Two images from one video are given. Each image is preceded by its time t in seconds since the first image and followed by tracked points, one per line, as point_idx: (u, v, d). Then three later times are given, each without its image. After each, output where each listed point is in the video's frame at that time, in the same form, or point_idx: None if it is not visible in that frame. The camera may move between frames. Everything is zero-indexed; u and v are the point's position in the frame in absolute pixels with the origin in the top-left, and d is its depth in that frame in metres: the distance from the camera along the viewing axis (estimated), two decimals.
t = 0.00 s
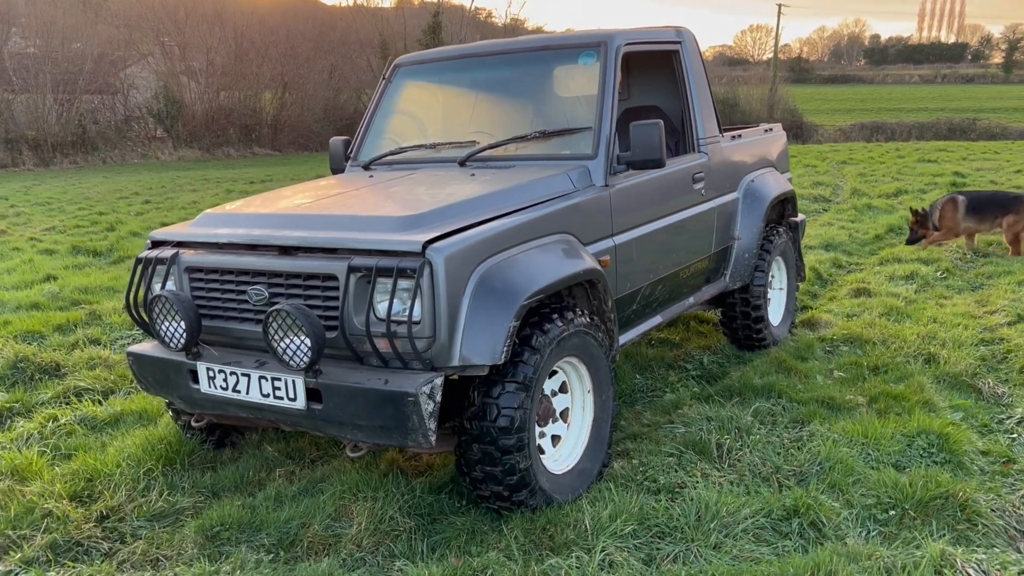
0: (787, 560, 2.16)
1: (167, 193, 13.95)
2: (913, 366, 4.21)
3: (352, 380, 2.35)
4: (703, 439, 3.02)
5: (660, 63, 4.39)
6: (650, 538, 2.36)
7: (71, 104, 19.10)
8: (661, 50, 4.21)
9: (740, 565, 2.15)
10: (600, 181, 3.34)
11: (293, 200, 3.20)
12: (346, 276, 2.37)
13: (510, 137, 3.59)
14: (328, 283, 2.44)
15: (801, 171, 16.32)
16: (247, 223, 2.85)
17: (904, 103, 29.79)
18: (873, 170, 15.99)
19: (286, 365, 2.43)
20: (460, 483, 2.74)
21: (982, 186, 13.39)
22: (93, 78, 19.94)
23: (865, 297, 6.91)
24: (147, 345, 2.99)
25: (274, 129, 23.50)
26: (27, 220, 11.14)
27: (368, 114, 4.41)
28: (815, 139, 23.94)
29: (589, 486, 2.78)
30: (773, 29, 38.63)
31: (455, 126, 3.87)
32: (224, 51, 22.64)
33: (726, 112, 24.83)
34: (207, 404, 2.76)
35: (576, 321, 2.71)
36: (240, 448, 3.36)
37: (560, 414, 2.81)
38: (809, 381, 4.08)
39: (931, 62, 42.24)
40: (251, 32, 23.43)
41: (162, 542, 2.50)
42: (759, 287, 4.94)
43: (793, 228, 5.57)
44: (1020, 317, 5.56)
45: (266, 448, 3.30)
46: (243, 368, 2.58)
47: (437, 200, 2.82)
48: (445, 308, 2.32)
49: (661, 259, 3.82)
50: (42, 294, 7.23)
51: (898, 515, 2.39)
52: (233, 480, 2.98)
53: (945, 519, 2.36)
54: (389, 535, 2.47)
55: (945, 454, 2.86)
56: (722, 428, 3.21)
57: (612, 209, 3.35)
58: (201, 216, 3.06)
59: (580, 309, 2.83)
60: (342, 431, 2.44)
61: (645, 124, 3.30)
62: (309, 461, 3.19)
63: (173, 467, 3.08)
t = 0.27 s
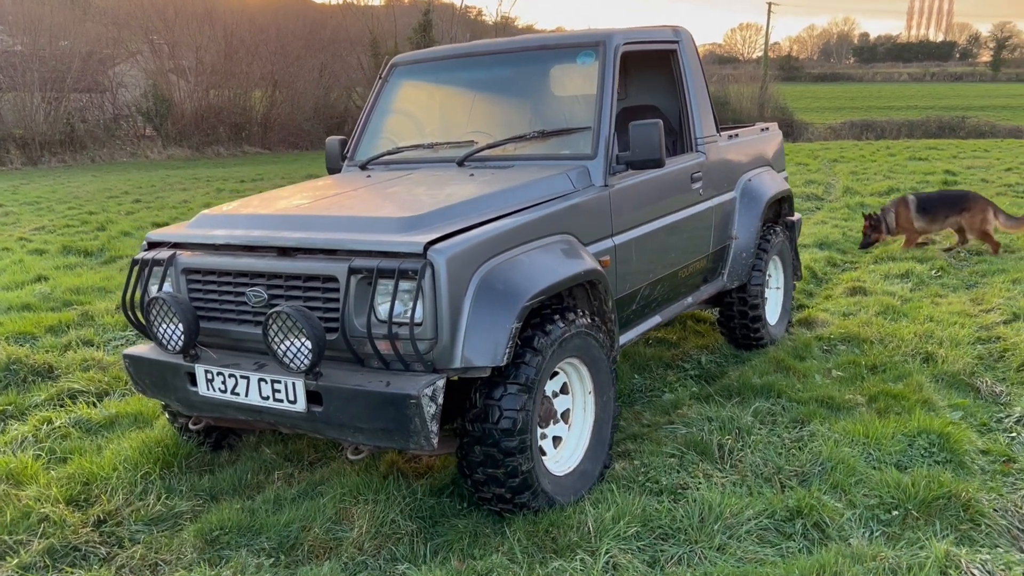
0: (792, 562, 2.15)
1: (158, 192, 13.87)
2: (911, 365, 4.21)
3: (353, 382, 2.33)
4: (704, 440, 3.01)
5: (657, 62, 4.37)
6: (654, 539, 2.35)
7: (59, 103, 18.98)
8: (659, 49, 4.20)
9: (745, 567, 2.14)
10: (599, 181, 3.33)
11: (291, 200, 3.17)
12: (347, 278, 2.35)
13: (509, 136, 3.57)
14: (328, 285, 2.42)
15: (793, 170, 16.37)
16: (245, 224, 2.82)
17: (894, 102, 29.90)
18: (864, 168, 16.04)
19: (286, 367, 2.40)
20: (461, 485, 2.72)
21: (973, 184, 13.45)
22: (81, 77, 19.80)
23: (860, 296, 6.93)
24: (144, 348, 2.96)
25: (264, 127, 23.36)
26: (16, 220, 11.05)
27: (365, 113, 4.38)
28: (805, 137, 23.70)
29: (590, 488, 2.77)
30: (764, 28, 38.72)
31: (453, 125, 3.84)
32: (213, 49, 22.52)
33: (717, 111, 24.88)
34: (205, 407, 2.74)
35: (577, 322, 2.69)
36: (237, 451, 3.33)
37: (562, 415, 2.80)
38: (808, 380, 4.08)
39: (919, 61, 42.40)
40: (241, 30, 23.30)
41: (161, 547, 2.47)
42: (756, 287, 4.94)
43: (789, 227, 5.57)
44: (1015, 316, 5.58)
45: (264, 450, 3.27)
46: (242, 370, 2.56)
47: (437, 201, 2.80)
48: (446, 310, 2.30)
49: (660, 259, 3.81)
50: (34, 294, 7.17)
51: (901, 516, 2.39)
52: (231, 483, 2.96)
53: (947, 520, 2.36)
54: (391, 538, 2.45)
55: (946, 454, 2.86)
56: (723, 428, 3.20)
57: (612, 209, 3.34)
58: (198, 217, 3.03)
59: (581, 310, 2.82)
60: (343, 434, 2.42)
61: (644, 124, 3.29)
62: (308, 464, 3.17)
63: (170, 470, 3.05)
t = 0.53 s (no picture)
0: (797, 561, 2.15)
1: (147, 191, 13.78)
2: (909, 363, 4.22)
3: (355, 383, 2.31)
4: (706, 439, 3.01)
5: (656, 60, 4.36)
6: (658, 539, 2.35)
7: (46, 101, 18.82)
8: (657, 48, 4.18)
9: (751, 567, 2.13)
10: (599, 180, 3.31)
11: (289, 199, 3.14)
12: (348, 278, 2.32)
13: (507, 135, 3.55)
14: (329, 284, 2.40)
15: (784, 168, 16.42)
16: (243, 223, 2.79)
17: (884, 100, 30.00)
18: (855, 166, 16.11)
19: (286, 368, 2.38)
20: (463, 486, 2.71)
21: (964, 182, 13.51)
22: (69, 75, 19.64)
23: (855, 293, 6.95)
24: (141, 349, 2.93)
25: (254, 126, 23.22)
26: (3, 219, 10.95)
27: (362, 112, 4.35)
28: (794, 135, 23.54)
29: (593, 487, 2.76)
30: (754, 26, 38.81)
31: (451, 123, 3.82)
32: (202, 47, 22.32)
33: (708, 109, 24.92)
34: (204, 408, 2.71)
35: (579, 321, 2.68)
36: (235, 452, 3.30)
37: (563, 415, 2.79)
38: (806, 379, 4.08)
39: (907, 59, 42.57)
40: (230, 28, 23.14)
41: (161, 550, 2.44)
42: (753, 285, 4.95)
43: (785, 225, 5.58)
44: (1009, 313, 5.61)
45: (263, 451, 3.25)
46: (242, 371, 2.53)
47: (438, 199, 2.78)
48: (449, 310, 2.28)
49: (659, 258, 3.81)
50: (25, 294, 7.10)
51: (904, 514, 2.39)
52: (230, 485, 2.93)
53: (950, 518, 2.36)
54: (394, 540, 2.43)
55: (946, 452, 2.86)
56: (724, 427, 3.20)
57: (612, 208, 3.33)
58: (195, 216, 3.00)
59: (583, 309, 2.81)
60: (345, 435, 2.40)
61: (644, 122, 3.26)
62: (307, 465, 3.15)
63: (169, 472, 3.02)
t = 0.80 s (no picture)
0: (807, 559, 2.14)
1: (135, 191, 13.67)
2: (908, 360, 4.23)
3: (360, 382, 2.29)
4: (710, 436, 3.00)
5: (655, 56, 4.34)
6: (665, 538, 2.33)
7: (32, 100, 18.65)
8: (656, 44, 4.17)
9: (760, 564, 2.12)
10: (600, 177, 3.30)
11: (288, 196, 3.11)
12: (352, 275, 2.30)
13: (508, 131, 3.52)
14: (332, 281, 2.36)
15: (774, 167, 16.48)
16: (243, 221, 2.76)
17: (872, 98, 30.13)
18: (845, 165, 16.18)
19: (290, 367, 2.35)
20: (467, 486, 2.68)
21: (953, 180, 13.60)
22: (55, 73, 19.39)
23: (850, 291, 6.97)
24: (139, 348, 2.89)
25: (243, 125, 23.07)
26: None
27: (360, 108, 4.31)
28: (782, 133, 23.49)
29: (597, 486, 2.75)
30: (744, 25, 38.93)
31: (450, 120, 3.79)
32: (189, 45, 22.04)
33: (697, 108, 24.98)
34: (204, 408, 2.68)
35: (584, 319, 2.66)
36: (235, 453, 3.27)
37: (568, 413, 2.77)
38: (806, 376, 4.08)
39: (893, 58, 42.81)
40: (218, 27, 22.92)
41: (162, 553, 2.41)
42: (752, 282, 4.95)
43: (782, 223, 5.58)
44: (1004, 311, 5.62)
45: (263, 452, 3.22)
46: (243, 371, 2.50)
47: (440, 196, 2.75)
48: (455, 307, 2.26)
49: (660, 255, 3.80)
50: (15, 294, 7.02)
51: (910, 511, 2.39)
52: (231, 486, 2.90)
53: (957, 514, 2.36)
54: (399, 541, 2.41)
55: (950, 448, 2.87)
56: (727, 425, 3.19)
57: (613, 205, 3.31)
58: (193, 214, 2.96)
59: (587, 306, 2.79)
60: (349, 434, 2.37)
61: (645, 119, 3.24)
62: (308, 465, 3.12)
63: (168, 474, 2.99)
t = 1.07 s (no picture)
0: (819, 556, 2.13)
1: (121, 190, 13.55)
2: (908, 356, 4.24)
3: (368, 380, 2.26)
4: (717, 434, 2.99)
5: (655, 51, 4.32)
6: (676, 536, 2.32)
7: (13, 98, 18.64)
8: (658, 39, 4.16)
9: (773, 562, 2.12)
10: (605, 172, 3.28)
11: (291, 193, 3.08)
12: (360, 272, 2.27)
13: (511, 127, 3.50)
14: (340, 279, 2.34)
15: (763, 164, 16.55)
16: (247, 217, 2.73)
17: (857, 96, 30.30)
18: (832, 162, 16.26)
19: (297, 366, 2.32)
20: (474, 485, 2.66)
21: (941, 178, 13.69)
22: (37, 71, 19.38)
23: (846, 288, 7.00)
24: (139, 348, 2.85)
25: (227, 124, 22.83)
26: None
27: (360, 103, 4.27)
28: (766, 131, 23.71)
29: (605, 484, 2.73)
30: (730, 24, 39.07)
31: (452, 116, 3.76)
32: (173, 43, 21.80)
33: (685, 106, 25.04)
34: (208, 408, 2.64)
35: (592, 316, 2.65)
36: (235, 453, 3.23)
37: (574, 411, 2.75)
38: (806, 373, 4.09)
39: (877, 56, 42.81)
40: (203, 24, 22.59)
41: (166, 555, 2.37)
42: (751, 279, 4.96)
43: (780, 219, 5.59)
44: (1000, 306, 5.71)
45: (265, 451, 3.18)
46: (248, 370, 2.47)
47: (446, 193, 2.72)
48: (465, 304, 2.24)
49: (663, 252, 3.79)
50: (4, 294, 6.93)
51: (920, 507, 2.39)
52: (233, 487, 2.86)
53: (967, 510, 2.37)
54: (407, 541, 2.38)
55: (956, 444, 2.87)
56: (733, 422, 3.18)
57: (618, 200, 3.30)
58: (194, 210, 2.92)
59: (595, 303, 2.77)
60: (356, 434, 2.34)
61: (651, 114, 3.25)
62: (310, 465, 3.08)
63: (170, 474, 2.95)
